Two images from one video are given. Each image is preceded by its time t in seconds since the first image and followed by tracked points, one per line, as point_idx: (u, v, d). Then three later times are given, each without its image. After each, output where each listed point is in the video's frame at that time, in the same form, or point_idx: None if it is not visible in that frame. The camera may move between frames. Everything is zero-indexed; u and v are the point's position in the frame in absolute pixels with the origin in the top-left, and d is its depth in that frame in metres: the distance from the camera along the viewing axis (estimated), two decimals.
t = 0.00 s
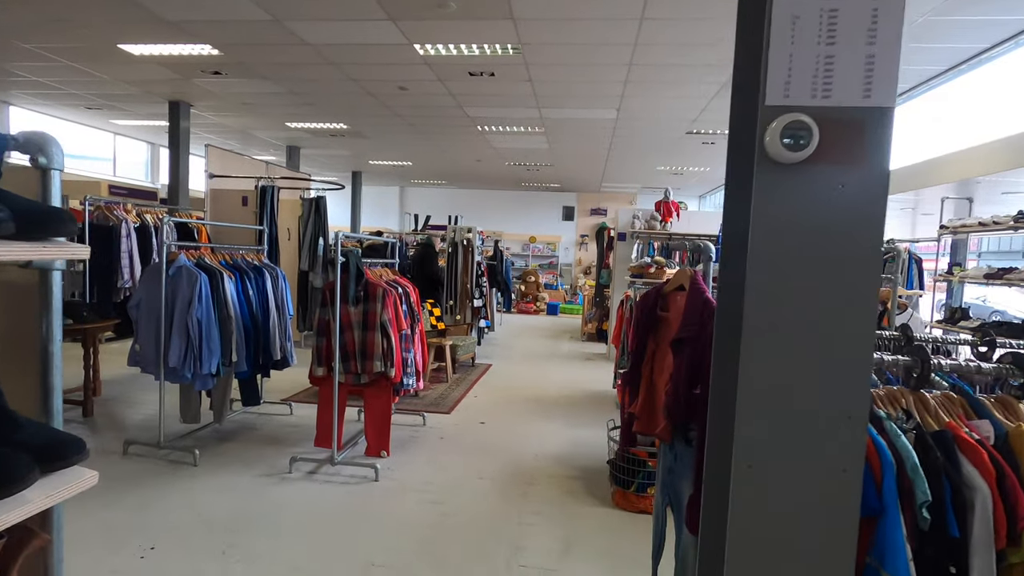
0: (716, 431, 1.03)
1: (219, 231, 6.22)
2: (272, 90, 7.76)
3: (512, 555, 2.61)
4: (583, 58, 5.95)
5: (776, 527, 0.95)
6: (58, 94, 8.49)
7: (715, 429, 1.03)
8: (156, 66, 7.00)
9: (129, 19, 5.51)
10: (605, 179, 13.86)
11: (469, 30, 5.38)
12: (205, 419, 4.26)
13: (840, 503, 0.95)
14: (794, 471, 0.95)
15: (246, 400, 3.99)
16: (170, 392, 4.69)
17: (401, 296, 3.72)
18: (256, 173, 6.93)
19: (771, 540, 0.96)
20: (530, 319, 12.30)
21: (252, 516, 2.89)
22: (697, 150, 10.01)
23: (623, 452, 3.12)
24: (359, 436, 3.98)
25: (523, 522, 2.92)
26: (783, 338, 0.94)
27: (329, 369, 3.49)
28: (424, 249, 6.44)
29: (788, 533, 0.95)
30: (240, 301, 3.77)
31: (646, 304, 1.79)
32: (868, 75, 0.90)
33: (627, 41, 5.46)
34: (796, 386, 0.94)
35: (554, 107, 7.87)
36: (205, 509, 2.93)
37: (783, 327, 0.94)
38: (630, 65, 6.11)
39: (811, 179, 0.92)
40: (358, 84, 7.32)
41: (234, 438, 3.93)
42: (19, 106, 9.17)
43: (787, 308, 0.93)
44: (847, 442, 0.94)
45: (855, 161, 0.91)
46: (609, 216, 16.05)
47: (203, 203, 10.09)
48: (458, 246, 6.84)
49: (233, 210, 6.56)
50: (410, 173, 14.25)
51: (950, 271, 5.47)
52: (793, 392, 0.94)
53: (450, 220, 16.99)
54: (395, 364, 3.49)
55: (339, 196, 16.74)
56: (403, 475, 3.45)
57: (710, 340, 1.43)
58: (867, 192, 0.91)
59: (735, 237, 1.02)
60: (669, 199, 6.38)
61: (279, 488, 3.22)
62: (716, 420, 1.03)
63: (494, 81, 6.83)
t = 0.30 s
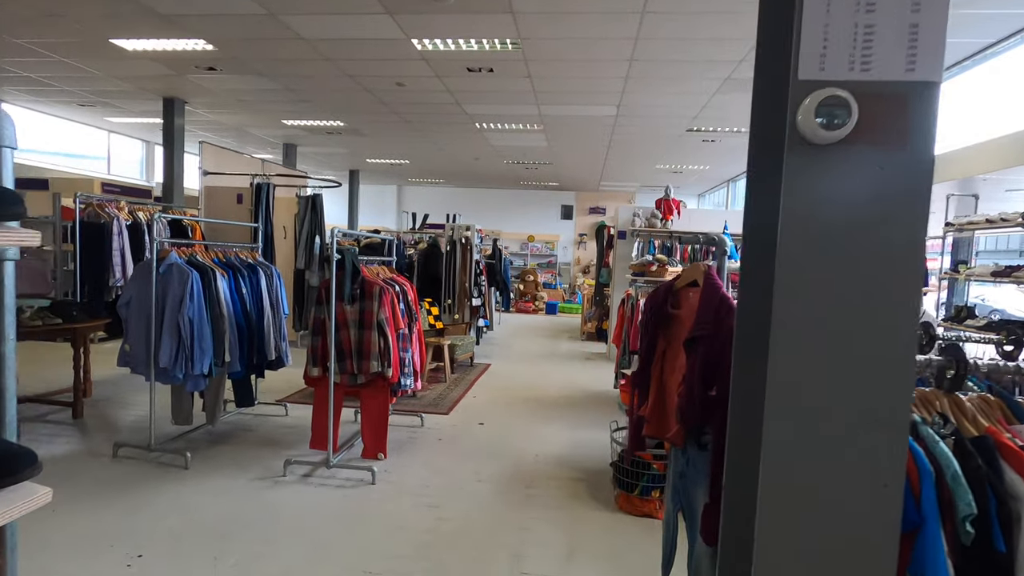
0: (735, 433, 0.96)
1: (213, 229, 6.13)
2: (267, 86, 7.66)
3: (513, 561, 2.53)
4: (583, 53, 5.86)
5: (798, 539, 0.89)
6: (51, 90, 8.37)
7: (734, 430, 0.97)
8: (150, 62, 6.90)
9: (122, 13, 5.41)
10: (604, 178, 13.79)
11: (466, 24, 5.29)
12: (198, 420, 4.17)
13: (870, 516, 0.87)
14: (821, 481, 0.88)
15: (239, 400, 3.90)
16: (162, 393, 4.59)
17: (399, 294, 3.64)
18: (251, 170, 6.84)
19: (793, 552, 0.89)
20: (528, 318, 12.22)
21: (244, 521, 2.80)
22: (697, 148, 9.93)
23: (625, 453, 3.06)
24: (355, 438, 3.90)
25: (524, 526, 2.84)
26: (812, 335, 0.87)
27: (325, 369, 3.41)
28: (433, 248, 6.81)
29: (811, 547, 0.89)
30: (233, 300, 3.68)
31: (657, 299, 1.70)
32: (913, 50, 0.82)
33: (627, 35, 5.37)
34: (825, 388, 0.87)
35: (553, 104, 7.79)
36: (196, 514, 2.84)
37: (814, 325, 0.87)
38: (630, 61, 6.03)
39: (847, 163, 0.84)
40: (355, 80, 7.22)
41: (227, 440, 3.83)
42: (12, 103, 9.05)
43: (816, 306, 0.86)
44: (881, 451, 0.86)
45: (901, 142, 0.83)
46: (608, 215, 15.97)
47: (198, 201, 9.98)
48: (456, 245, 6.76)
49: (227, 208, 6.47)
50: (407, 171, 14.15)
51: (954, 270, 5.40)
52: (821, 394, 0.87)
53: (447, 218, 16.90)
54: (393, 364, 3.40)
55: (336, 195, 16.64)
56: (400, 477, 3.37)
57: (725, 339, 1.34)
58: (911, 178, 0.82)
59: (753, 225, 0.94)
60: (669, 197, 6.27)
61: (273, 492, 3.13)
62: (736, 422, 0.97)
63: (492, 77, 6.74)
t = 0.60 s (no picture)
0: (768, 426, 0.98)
1: (204, 227, 5.99)
2: (260, 83, 7.53)
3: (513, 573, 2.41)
4: (581, 48, 5.74)
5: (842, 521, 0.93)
6: (40, 86, 8.22)
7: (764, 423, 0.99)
8: (141, 57, 6.77)
9: (110, 6, 5.28)
10: (601, 177, 13.67)
11: (461, 18, 5.16)
12: (186, 424, 4.04)
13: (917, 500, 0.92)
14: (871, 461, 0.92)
15: (228, 404, 3.77)
16: (151, 395, 4.46)
17: (393, 294, 3.51)
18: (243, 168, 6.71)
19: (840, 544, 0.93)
20: (526, 318, 12.10)
21: (231, 531, 2.68)
22: (696, 146, 9.83)
23: (626, 459, 2.95)
24: (348, 443, 3.78)
25: (523, 536, 2.73)
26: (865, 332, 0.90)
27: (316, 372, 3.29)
28: (434, 250, 6.65)
29: (851, 535, 0.93)
30: (221, 300, 3.55)
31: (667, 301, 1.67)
32: (978, 17, 0.85)
33: (627, 30, 5.26)
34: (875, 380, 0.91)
35: (551, 101, 7.66)
36: (181, 524, 2.72)
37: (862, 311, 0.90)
38: (629, 57, 5.92)
39: (898, 158, 0.87)
40: (349, 76, 7.09)
41: (217, 445, 3.71)
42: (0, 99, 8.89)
43: (863, 297, 0.90)
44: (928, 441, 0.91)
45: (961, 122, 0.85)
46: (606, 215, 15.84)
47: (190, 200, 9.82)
48: (452, 244, 6.64)
49: (219, 206, 6.33)
50: (403, 170, 14.00)
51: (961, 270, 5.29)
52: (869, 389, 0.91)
53: (444, 218, 16.75)
54: (387, 367, 3.29)
55: (332, 194, 16.46)
56: (394, 484, 3.25)
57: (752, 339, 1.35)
58: (962, 173, 0.86)
59: (784, 217, 0.95)
60: (669, 195, 6.16)
61: (262, 500, 3.00)
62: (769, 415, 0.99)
63: (489, 73, 6.62)
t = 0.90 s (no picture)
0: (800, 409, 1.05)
1: (195, 228, 5.87)
2: (254, 81, 7.41)
3: None
4: (581, 46, 5.65)
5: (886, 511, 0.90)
6: (30, 84, 8.08)
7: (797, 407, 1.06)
8: (131, 55, 6.64)
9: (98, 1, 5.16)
10: (599, 177, 13.59)
11: (458, 14, 5.06)
12: (174, 431, 3.92)
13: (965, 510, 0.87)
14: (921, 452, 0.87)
15: (217, 411, 3.65)
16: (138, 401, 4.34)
17: (387, 297, 3.40)
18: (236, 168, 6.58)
19: (875, 550, 0.89)
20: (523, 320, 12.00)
21: (218, 546, 2.57)
22: (695, 147, 9.75)
23: (628, 470, 2.87)
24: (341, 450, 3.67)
25: (522, 550, 2.63)
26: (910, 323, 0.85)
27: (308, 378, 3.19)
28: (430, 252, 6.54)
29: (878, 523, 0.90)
30: (210, 304, 3.44)
31: (680, 310, 1.68)
32: None
33: (627, 27, 5.16)
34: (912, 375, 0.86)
35: (549, 100, 7.56)
36: (165, 538, 2.61)
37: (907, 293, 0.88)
38: (629, 55, 5.83)
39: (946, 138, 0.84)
40: (345, 75, 6.98)
41: (205, 453, 3.59)
42: None
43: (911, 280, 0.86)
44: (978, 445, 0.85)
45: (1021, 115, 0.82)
46: (604, 216, 15.73)
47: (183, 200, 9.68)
48: (449, 245, 6.54)
49: (211, 207, 6.21)
50: (399, 170, 13.88)
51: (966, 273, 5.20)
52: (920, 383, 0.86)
53: (441, 218, 16.64)
54: (381, 373, 3.18)
55: (327, 194, 16.33)
56: (389, 495, 3.14)
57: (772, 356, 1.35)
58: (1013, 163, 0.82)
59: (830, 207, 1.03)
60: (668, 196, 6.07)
61: (251, 512, 2.89)
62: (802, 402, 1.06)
63: (486, 71, 6.52)
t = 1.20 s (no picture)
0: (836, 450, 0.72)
1: (183, 227, 5.73)
2: (245, 78, 7.26)
3: None
4: (578, 43, 5.54)
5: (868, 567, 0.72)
6: (15, 81, 7.91)
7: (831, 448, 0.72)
8: (118, 50, 6.48)
9: None
10: (596, 177, 13.50)
11: (452, 9, 4.95)
12: (157, 438, 3.78)
13: None
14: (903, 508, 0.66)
15: (202, 417, 3.52)
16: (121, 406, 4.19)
17: (379, 300, 3.28)
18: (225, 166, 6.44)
19: None
20: (519, 321, 11.91)
21: (196, 562, 2.43)
22: (693, 146, 9.67)
23: (628, 480, 2.75)
24: (331, 458, 3.55)
25: (516, 565, 2.50)
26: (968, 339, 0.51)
27: (296, 385, 3.06)
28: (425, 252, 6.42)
29: None
30: (195, 307, 3.31)
31: (693, 317, 1.58)
32: None
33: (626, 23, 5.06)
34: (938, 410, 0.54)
35: (545, 99, 7.46)
36: (141, 554, 2.47)
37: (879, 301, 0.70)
38: (627, 52, 5.72)
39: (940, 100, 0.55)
40: (338, 72, 6.85)
41: (189, 461, 3.46)
42: None
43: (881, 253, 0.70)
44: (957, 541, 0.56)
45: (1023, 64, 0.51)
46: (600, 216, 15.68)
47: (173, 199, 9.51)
48: (444, 245, 6.42)
49: (199, 206, 6.06)
50: (394, 170, 13.76)
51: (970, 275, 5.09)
52: (971, 433, 0.52)
53: (436, 218, 16.52)
54: (372, 379, 3.06)
55: (322, 194, 16.18)
56: (379, 506, 3.01)
57: (798, 375, 1.25)
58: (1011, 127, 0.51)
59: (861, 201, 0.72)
60: (666, 196, 5.94)
61: (233, 524, 2.76)
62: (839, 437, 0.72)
63: (482, 68, 6.41)
